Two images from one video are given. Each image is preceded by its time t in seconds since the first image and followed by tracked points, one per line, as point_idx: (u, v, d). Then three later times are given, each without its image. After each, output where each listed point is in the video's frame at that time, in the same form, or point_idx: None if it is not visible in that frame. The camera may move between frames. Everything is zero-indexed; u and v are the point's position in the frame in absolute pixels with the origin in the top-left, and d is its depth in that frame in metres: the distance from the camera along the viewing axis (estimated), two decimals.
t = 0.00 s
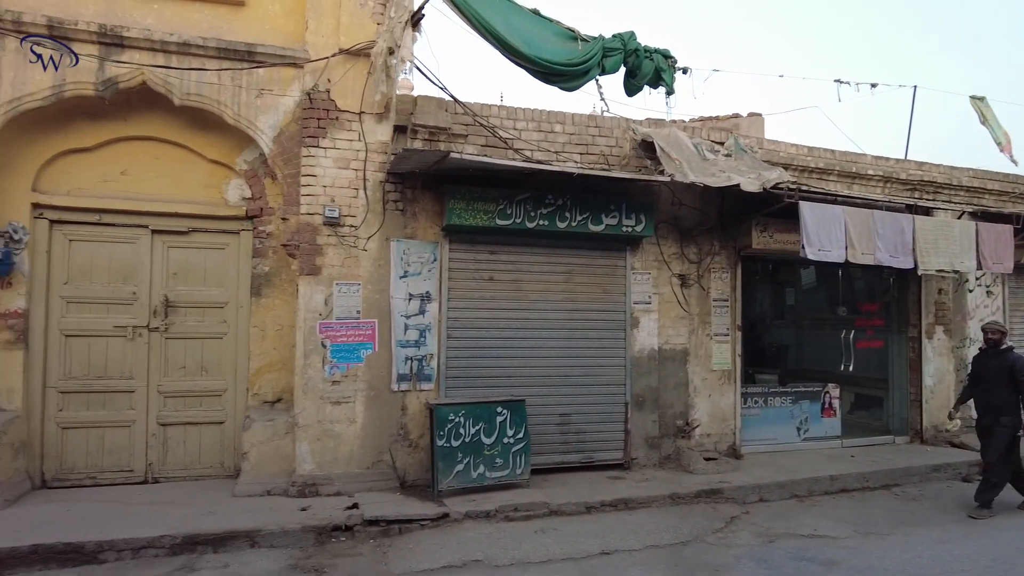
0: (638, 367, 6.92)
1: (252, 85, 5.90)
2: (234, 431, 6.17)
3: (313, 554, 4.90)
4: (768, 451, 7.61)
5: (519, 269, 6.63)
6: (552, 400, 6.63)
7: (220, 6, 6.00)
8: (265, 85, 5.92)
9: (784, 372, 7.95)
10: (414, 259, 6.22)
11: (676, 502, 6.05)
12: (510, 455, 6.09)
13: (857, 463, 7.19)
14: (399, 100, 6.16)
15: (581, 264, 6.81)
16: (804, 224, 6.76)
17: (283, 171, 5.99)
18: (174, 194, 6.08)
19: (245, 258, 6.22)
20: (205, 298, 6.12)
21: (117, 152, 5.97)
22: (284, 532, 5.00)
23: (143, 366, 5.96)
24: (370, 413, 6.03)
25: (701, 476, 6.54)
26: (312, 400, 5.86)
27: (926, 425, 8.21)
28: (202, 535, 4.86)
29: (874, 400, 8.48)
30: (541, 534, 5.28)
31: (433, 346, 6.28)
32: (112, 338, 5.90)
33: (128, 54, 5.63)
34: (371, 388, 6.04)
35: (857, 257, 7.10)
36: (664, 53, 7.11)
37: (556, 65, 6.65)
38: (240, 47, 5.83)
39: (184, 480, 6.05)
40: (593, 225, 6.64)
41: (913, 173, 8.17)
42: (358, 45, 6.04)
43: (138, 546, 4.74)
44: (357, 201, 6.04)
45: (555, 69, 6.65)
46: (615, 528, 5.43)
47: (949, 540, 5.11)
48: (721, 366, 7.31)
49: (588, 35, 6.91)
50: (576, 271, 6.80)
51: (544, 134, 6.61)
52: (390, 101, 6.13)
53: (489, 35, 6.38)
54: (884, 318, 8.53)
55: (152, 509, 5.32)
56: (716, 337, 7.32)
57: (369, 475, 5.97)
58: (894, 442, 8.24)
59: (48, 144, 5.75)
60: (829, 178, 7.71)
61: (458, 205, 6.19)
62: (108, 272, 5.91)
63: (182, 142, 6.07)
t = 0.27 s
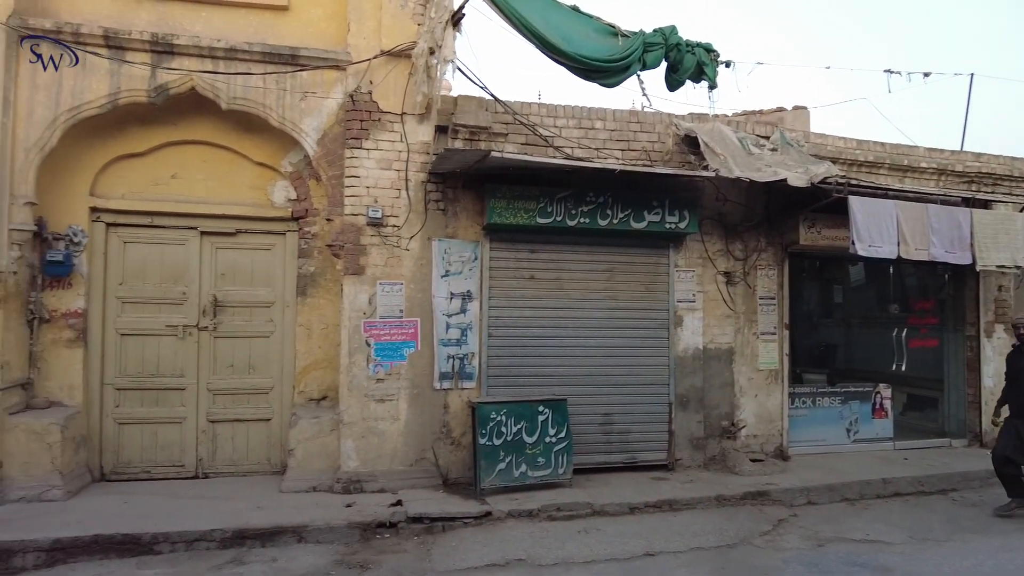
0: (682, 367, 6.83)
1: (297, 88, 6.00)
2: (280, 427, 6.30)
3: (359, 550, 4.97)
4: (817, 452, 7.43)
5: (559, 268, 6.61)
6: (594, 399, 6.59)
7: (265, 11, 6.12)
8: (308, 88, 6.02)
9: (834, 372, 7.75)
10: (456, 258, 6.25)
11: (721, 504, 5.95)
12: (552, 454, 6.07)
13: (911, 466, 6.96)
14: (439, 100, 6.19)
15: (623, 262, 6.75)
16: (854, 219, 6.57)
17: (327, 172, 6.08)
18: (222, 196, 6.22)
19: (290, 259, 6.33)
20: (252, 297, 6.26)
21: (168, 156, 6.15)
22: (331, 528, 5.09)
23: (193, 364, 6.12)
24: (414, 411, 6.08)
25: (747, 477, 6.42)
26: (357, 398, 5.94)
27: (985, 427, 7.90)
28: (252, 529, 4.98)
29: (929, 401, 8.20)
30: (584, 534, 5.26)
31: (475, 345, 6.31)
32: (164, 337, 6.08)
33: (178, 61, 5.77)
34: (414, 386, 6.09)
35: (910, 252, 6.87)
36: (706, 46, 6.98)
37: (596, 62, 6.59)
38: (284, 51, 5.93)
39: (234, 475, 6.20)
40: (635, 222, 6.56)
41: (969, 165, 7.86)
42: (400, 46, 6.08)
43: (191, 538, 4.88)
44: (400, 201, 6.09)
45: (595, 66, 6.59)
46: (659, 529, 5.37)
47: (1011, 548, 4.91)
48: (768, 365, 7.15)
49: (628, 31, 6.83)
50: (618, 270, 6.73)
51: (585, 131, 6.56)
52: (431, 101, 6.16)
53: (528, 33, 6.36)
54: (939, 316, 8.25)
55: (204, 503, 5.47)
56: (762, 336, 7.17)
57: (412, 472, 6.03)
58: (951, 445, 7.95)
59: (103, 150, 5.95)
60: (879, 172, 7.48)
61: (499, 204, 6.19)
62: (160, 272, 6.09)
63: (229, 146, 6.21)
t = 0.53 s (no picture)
0: (724, 368, 6.72)
1: (338, 92, 6.09)
2: (323, 426, 6.41)
3: (400, 548, 5.03)
4: (864, 456, 7.24)
5: (597, 267, 6.57)
6: (633, 400, 6.54)
7: (307, 17, 6.23)
8: (349, 92, 6.11)
9: (881, 373, 7.54)
10: (494, 258, 6.27)
11: (765, 508, 5.84)
12: (592, 455, 6.04)
13: (965, 472, 6.73)
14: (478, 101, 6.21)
15: (662, 262, 6.68)
16: (903, 216, 6.38)
17: (368, 175, 6.16)
18: (266, 200, 6.36)
19: (333, 260, 6.44)
20: (296, 298, 6.38)
21: (214, 161, 6.31)
22: (372, 526, 5.16)
23: (239, 364, 6.27)
24: (453, 411, 6.12)
25: (792, 481, 6.29)
26: (397, 398, 6.01)
27: None
28: (296, 526, 5.08)
29: (984, 404, 7.91)
30: (625, 537, 5.22)
31: (513, 345, 6.32)
32: (212, 337, 6.24)
33: (223, 68, 5.91)
34: (453, 386, 6.13)
35: (964, 250, 6.64)
36: (747, 41, 6.85)
37: (635, 60, 6.54)
38: (326, 56, 6.03)
39: (278, 473, 6.33)
40: (676, 221, 6.48)
41: None
42: (438, 49, 6.13)
43: (238, 534, 5.00)
44: (439, 203, 6.14)
45: (633, 64, 6.54)
46: (700, 532, 5.30)
47: None
48: (814, 366, 6.99)
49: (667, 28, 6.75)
50: (657, 270, 6.67)
51: (623, 130, 6.51)
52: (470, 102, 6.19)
53: (566, 32, 6.34)
54: (995, 316, 7.96)
55: (250, 499, 5.60)
56: (807, 336, 7.01)
57: (452, 472, 6.07)
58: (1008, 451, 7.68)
59: (153, 156, 6.13)
60: (930, 167, 7.25)
61: (537, 204, 6.19)
62: (207, 274, 6.26)
63: (272, 150, 6.34)
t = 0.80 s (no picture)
0: (760, 369, 6.63)
1: (372, 97, 6.18)
2: (358, 426, 6.50)
3: (434, 547, 5.07)
4: (906, 460, 7.07)
5: (630, 268, 6.54)
6: (667, 402, 6.49)
7: (340, 23, 6.33)
8: (383, 96, 6.19)
9: (923, 374, 7.35)
10: (526, 259, 6.29)
11: (803, 512, 5.75)
12: (625, 457, 6.01)
13: (1013, 477, 6.53)
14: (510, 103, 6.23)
15: (696, 262, 6.62)
16: (946, 214, 6.21)
17: (402, 178, 6.23)
18: (302, 203, 6.48)
19: (367, 262, 6.53)
20: (331, 300, 6.49)
21: (253, 166, 6.46)
22: (407, 525, 5.22)
23: (277, 364, 6.40)
24: (486, 411, 6.16)
25: (830, 485, 6.18)
26: (431, 398, 6.07)
27: None
28: (332, 524, 5.16)
29: None
30: (659, 539, 5.19)
31: (546, 346, 6.33)
32: (251, 338, 6.38)
33: (260, 75, 6.04)
34: (486, 386, 6.17)
35: (1011, 248, 6.44)
36: (782, 38, 6.75)
37: (667, 59, 6.50)
38: (360, 61, 6.12)
39: (315, 472, 6.44)
40: (710, 220, 6.41)
41: None
42: (471, 52, 6.16)
43: (276, 531, 5.10)
44: (471, 205, 6.18)
45: (665, 63, 6.50)
46: (736, 536, 5.24)
47: None
48: (852, 367, 6.86)
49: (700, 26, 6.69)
50: (691, 270, 6.61)
51: (656, 129, 6.47)
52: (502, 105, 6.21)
53: (597, 33, 6.33)
54: None
55: (288, 498, 5.72)
56: (846, 337, 6.88)
57: (485, 472, 6.10)
58: None
59: (194, 162, 6.29)
60: (974, 163, 7.04)
61: (569, 205, 6.19)
62: (246, 277, 6.40)
63: (309, 155, 6.46)
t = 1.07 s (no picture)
0: (795, 370, 6.54)
1: (404, 101, 6.26)
2: (392, 425, 6.58)
3: (467, 546, 5.12)
4: (947, 463, 6.91)
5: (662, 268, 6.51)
6: (700, 403, 6.44)
7: (373, 28, 6.42)
8: (415, 100, 6.26)
9: (966, 376, 7.17)
10: (557, 260, 6.30)
11: (840, 516, 5.65)
12: (658, 458, 5.98)
13: None
14: (540, 105, 6.25)
15: (729, 262, 6.56)
16: (990, 212, 6.04)
17: (434, 181, 6.30)
18: (337, 207, 6.59)
19: (400, 264, 6.61)
20: (365, 301, 6.58)
21: (289, 170, 6.59)
22: (440, 524, 5.27)
23: (313, 364, 6.51)
24: (518, 411, 6.18)
25: (869, 488, 6.07)
26: (463, 398, 6.12)
27: None
28: (367, 523, 5.24)
29: None
30: (693, 541, 5.16)
31: (577, 347, 6.33)
32: (287, 339, 6.51)
33: (295, 80, 6.16)
34: (518, 387, 6.19)
35: None
36: (816, 33, 6.65)
37: (698, 58, 6.45)
38: (392, 65, 6.20)
39: (349, 470, 6.53)
40: (744, 220, 6.34)
41: None
42: (501, 54, 6.19)
43: (312, 528, 5.20)
44: (502, 206, 6.22)
45: (696, 62, 6.45)
46: (771, 539, 5.18)
47: None
48: (891, 369, 6.72)
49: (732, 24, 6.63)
50: (724, 270, 6.55)
51: (688, 128, 6.43)
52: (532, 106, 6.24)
53: (627, 33, 6.31)
54: None
55: (324, 496, 5.82)
56: (884, 337, 6.74)
57: (517, 472, 6.13)
58: None
59: (232, 166, 6.44)
60: (1019, 158, 6.85)
61: (600, 205, 6.19)
62: (283, 279, 6.53)
63: (343, 159, 6.56)
